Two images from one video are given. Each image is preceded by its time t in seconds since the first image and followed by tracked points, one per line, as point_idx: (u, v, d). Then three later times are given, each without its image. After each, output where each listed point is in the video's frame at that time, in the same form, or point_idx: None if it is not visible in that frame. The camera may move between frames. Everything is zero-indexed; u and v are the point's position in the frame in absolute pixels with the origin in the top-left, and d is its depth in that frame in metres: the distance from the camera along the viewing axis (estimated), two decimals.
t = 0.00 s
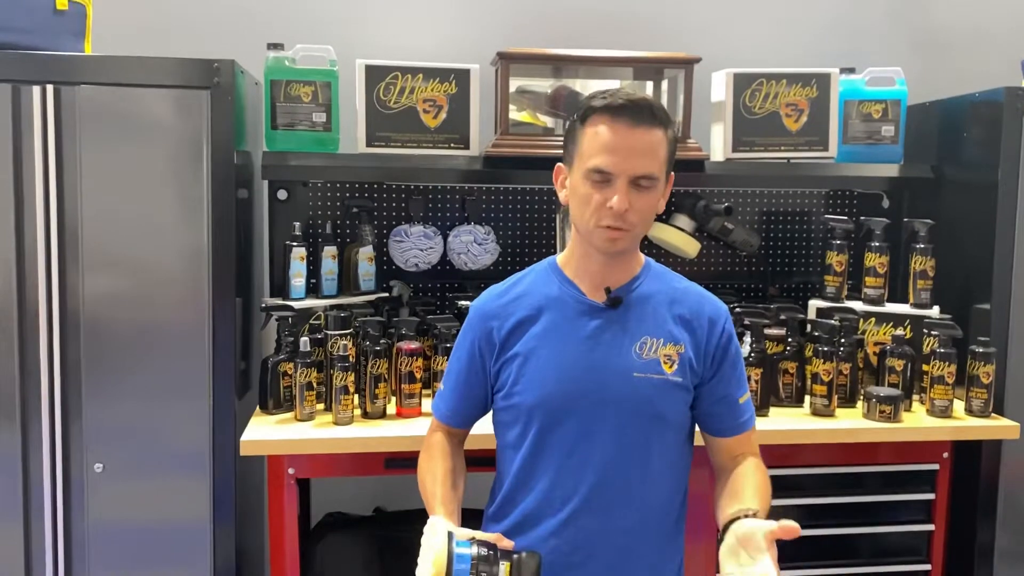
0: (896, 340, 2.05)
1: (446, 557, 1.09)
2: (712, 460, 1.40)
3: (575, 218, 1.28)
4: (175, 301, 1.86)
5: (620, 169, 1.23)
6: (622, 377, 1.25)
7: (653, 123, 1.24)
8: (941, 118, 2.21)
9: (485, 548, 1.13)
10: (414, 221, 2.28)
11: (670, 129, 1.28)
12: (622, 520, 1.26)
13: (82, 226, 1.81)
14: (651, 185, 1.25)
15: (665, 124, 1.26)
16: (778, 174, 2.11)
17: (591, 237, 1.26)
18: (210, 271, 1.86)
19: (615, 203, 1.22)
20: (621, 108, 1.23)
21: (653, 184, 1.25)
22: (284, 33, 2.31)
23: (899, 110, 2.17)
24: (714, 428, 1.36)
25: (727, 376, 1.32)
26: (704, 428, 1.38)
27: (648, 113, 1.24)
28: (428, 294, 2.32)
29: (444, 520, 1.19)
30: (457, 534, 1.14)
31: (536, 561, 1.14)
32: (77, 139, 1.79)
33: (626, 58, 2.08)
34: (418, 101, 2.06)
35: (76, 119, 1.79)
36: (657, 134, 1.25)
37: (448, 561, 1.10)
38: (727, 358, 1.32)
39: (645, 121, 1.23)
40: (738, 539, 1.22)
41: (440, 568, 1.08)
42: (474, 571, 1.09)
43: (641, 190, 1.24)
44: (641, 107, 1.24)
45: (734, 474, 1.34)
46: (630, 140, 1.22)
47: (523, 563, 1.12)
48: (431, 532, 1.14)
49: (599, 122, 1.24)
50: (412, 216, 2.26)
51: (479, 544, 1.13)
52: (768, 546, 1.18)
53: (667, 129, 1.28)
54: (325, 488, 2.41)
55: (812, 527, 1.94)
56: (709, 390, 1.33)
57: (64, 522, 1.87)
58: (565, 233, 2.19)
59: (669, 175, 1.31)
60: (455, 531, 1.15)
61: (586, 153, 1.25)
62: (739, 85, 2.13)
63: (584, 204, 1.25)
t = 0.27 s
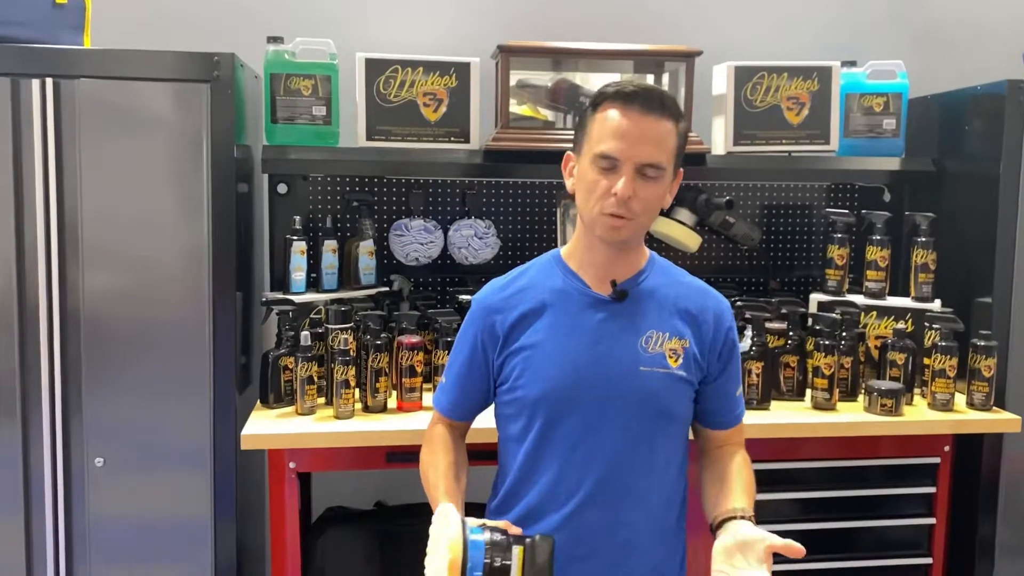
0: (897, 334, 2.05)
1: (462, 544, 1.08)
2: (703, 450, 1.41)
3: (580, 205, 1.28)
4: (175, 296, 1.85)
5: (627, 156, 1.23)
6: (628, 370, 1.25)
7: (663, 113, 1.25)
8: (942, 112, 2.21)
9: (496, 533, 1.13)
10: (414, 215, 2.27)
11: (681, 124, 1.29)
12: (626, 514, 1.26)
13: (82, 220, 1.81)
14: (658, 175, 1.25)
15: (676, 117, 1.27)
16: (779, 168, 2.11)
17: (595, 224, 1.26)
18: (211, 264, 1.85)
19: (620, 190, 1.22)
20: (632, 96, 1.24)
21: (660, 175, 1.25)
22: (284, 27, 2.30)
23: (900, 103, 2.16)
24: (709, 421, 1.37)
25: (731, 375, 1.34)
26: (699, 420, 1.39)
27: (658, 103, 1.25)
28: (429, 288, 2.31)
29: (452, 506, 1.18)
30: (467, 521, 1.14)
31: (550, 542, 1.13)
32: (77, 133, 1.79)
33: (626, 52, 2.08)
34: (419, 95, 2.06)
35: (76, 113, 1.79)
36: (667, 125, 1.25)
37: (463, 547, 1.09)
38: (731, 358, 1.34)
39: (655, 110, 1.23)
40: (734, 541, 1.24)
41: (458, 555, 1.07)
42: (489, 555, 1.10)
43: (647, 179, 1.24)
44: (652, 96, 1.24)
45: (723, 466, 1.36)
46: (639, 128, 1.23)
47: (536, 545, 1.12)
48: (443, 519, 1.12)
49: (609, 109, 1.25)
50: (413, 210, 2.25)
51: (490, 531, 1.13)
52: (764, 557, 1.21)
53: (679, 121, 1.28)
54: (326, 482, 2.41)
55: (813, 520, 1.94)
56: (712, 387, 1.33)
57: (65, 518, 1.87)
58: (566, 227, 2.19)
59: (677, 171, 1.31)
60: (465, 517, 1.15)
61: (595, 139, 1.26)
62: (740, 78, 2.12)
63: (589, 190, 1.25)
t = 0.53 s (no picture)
0: (896, 328, 2.06)
1: (497, 539, 1.06)
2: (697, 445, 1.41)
3: (585, 196, 1.28)
4: (176, 292, 1.85)
5: (634, 147, 1.24)
6: (633, 364, 1.25)
7: (669, 106, 1.26)
8: (942, 107, 2.21)
9: (525, 531, 1.11)
10: (414, 210, 2.27)
11: (686, 120, 1.30)
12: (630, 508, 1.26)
13: (82, 217, 1.81)
14: (664, 167, 1.26)
15: (682, 112, 1.29)
16: (778, 163, 2.11)
17: (600, 215, 1.26)
18: (211, 260, 1.86)
19: (627, 178, 1.23)
20: (640, 88, 1.25)
21: (665, 166, 1.26)
22: (284, 22, 2.30)
23: (899, 98, 2.16)
24: (705, 415, 1.37)
25: (729, 368, 1.34)
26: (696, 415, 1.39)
27: (665, 97, 1.27)
28: (428, 284, 2.32)
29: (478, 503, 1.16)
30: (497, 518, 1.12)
31: (579, 542, 1.12)
32: (76, 129, 1.79)
33: (626, 47, 2.08)
34: (418, 90, 2.06)
35: (75, 109, 1.79)
36: (673, 118, 1.27)
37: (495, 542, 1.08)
38: (729, 352, 1.34)
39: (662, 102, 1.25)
40: (722, 515, 1.23)
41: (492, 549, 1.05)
42: (521, 552, 1.08)
43: (653, 170, 1.25)
44: (659, 89, 1.26)
45: (719, 459, 1.36)
46: (646, 119, 1.24)
47: (566, 543, 1.11)
48: (475, 514, 1.10)
49: (617, 101, 1.27)
50: (412, 205, 2.26)
51: (520, 529, 1.11)
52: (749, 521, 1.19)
53: (684, 116, 1.29)
54: (326, 477, 2.42)
55: (812, 515, 1.95)
56: (711, 379, 1.34)
57: (66, 513, 1.88)
58: (565, 222, 2.19)
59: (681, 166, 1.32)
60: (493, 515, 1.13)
61: (601, 131, 1.27)
62: (740, 73, 2.12)
63: (596, 180, 1.26)
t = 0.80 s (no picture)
0: (895, 323, 2.05)
1: (466, 544, 1.07)
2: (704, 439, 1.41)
3: (581, 190, 1.27)
4: (172, 288, 1.85)
5: (629, 137, 1.24)
6: (631, 359, 1.24)
7: (663, 97, 1.26)
8: (940, 101, 2.20)
9: (499, 535, 1.11)
10: (411, 205, 2.27)
11: (680, 112, 1.31)
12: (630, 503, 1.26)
13: (78, 213, 1.80)
14: (660, 158, 1.26)
15: (676, 104, 1.29)
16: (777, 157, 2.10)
17: (596, 207, 1.25)
18: (208, 257, 1.85)
19: (623, 168, 1.22)
20: (633, 80, 1.26)
21: (661, 157, 1.26)
22: (281, 17, 2.29)
23: (898, 92, 2.16)
24: (709, 411, 1.37)
25: (729, 361, 1.34)
26: (698, 407, 1.39)
27: (658, 89, 1.27)
28: (426, 279, 2.31)
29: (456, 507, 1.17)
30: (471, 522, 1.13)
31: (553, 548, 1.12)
32: (72, 125, 1.78)
33: (624, 41, 2.07)
34: (415, 85, 2.05)
35: (70, 105, 1.78)
36: (667, 109, 1.27)
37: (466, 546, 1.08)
38: (730, 346, 1.34)
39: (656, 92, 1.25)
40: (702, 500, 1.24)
41: (461, 553, 1.06)
42: (492, 558, 1.08)
43: (649, 161, 1.25)
44: (652, 80, 1.26)
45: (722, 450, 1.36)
46: (640, 110, 1.25)
47: (539, 549, 1.11)
48: (448, 519, 1.12)
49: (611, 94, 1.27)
50: (409, 200, 2.25)
51: (493, 533, 1.11)
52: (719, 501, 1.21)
53: (678, 108, 1.29)
54: (324, 472, 2.42)
55: (810, 510, 1.95)
56: (711, 372, 1.33)
57: (63, 509, 1.87)
58: (564, 217, 2.18)
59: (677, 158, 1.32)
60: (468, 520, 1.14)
61: (596, 123, 1.27)
62: (739, 67, 2.12)
63: (591, 173, 1.25)
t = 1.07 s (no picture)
0: (895, 317, 2.05)
1: (455, 531, 1.07)
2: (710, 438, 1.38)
3: (580, 185, 1.27)
4: (172, 285, 1.85)
5: (628, 132, 1.24)
6: (629, 354, 1.24)
7: (662, 91, 1.26)
8: (940, 95, 2.20)
9: (491, 523, 1.12)
10: (410, 200, 2.27)
11: (678, 105, 1.30)
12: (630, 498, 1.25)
13: (77, 210, 1.80)
14: (659, 152, 1.26)
15: (674, 97, 1.28)
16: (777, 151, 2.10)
17: (596, 202, 1.25)
18: (208, 254, 1.85)
19: (622, 163, 1.22)
20: (631, 74, 1.25)
21: (660, 151, 1.26)
22: (279, 12, 2.29)
23: (898, 86, 2.15)
24: (711, 405, 1.35)
25: (726, 349, 1.32)
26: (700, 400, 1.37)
27: (657, 83, 1.27)
28: (426, 275, 2.31)
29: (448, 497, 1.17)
30: (461, 510, 1.13)
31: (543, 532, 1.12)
32: (71, 121, 1.78)
33: (624, 35, 2.06)
34: (414, 80, 2.04)
35: (69, 101, 1.77)
36: (666, 103, 1.26)
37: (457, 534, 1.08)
38: (726, 334, 1.33)
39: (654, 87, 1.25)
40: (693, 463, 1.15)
41: (452, 542, 1.06)
42: (483, 544, 1.08)
43: (648, 155, 1.25)
44: (650, 75, 1.26)
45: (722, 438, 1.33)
46: (639, 104, 1.24)
47: (530, 534, 1.11)
48: (438, 509, 1.12)
49: (609, 89, 1.27)
50: (409, 195, 2.25)
51: (484, 520, 1.12)
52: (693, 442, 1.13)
53: (676, 102, 1.29)
54: (324, 468, 2.42)
55: (811, 504, 1.95)
56: (708, 360, 1.32)
57: (64, 505, 1.87)
58: (564, 212, 2.18)
59: (675, 152, 1.32)
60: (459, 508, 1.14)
61: (595, 119, 1.27)
62: (738, 61, 2.12)
63: (590, 168, 1.25)
